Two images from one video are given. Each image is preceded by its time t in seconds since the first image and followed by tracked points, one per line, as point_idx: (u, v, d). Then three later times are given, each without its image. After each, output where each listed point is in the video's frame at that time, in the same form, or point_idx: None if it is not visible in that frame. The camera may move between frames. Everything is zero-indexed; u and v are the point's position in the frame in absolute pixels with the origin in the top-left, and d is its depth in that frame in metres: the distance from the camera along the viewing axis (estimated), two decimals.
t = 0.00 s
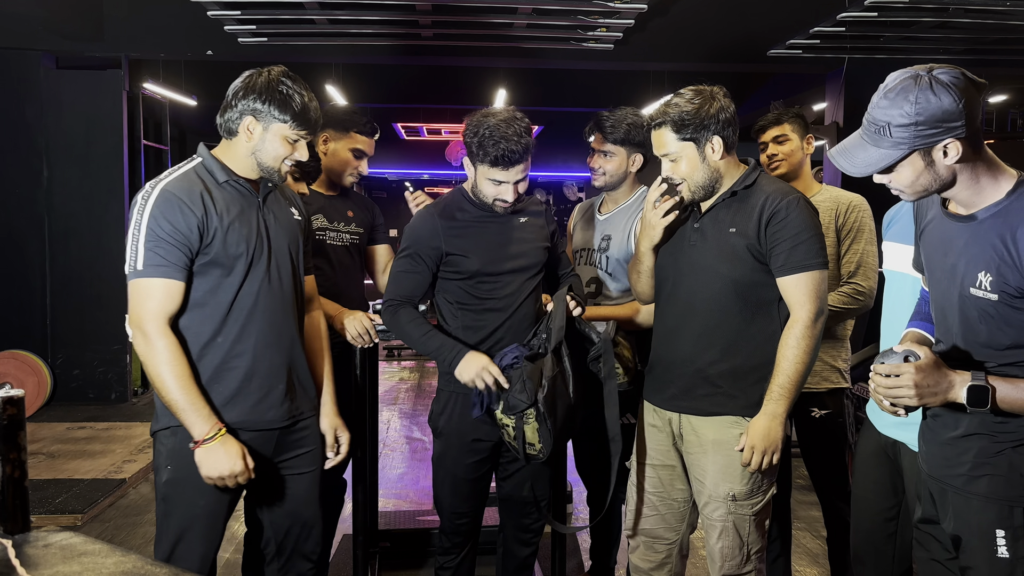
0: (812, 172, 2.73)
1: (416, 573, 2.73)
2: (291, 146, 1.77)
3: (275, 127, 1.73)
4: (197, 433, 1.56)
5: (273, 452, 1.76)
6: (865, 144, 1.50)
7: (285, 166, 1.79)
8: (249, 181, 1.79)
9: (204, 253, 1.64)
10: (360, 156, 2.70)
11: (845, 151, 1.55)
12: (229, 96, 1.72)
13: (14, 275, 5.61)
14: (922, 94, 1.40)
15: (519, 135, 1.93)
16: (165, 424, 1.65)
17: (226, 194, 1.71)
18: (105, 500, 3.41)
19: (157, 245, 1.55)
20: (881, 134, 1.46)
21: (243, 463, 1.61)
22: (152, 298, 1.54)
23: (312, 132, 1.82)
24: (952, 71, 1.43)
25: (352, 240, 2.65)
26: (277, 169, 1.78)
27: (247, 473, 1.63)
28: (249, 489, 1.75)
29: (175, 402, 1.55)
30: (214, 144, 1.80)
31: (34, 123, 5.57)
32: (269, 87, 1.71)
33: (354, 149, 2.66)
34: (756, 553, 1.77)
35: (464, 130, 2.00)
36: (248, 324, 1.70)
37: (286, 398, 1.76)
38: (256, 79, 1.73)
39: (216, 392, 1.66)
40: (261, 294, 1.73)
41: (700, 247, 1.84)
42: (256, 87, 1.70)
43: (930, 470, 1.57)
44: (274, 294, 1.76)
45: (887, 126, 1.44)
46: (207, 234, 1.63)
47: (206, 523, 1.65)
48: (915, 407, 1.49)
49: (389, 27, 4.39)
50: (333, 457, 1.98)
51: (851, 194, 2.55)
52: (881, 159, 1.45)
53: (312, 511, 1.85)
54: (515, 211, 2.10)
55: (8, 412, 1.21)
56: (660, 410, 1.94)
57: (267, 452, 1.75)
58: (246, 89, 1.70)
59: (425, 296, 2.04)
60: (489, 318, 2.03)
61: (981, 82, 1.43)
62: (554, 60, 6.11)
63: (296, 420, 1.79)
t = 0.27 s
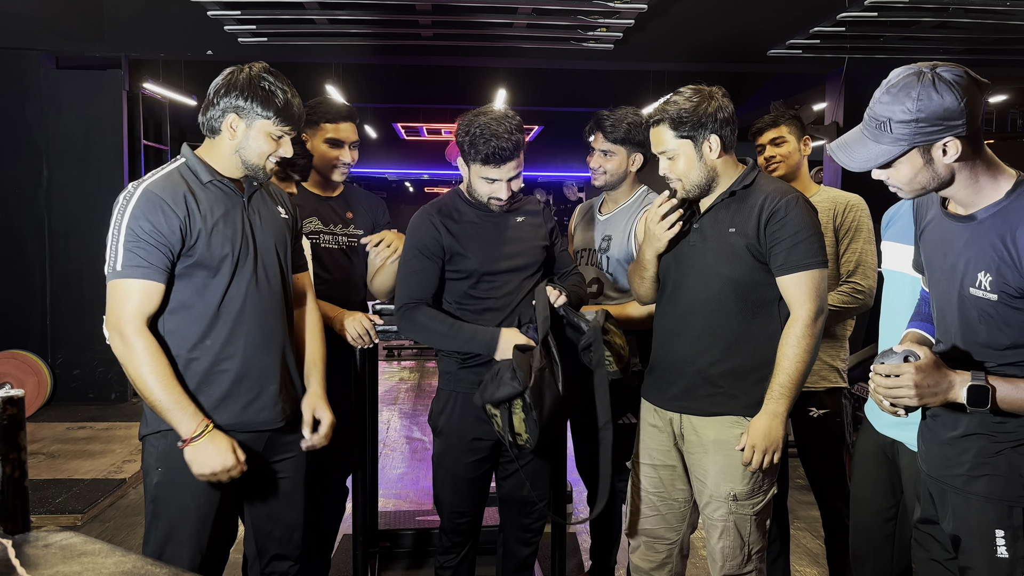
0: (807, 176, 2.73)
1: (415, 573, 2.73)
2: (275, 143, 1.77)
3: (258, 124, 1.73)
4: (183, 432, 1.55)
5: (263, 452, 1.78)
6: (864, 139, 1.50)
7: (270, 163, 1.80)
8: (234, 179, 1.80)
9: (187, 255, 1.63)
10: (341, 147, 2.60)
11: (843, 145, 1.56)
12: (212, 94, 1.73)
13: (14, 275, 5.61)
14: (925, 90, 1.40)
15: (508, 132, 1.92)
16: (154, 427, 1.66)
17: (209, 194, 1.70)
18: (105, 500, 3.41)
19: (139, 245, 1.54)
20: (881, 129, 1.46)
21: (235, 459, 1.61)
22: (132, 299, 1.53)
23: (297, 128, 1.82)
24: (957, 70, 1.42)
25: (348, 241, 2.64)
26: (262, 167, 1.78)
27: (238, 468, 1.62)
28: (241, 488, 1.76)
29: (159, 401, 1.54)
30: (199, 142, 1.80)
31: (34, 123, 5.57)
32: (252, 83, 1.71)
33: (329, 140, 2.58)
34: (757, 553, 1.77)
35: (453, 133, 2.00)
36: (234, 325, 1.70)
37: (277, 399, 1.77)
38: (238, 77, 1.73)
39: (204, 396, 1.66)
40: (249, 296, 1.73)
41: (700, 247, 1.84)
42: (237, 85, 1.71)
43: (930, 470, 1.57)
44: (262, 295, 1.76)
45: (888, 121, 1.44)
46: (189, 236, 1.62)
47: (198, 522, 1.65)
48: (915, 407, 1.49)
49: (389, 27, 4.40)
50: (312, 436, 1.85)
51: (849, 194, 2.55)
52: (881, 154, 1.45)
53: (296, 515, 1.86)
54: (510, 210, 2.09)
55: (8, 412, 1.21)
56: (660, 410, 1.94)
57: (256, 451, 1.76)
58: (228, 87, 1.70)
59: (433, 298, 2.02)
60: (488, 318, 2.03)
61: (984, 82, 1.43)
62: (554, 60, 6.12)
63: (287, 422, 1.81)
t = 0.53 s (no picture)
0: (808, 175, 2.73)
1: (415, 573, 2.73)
2: (264, 140, 1.77)
3: (246, 122, 1.73)
4: (263, 384, 1.61)
5: (264, 452, 1.77)
6: (864, 132, 1.50)
7: (260, 161, 1.80)
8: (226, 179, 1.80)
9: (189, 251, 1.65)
10: (337, 146, 2.60)
11: (844, 137, 1.56)
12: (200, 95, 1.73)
13: (14, 275, 5.61)
14: (929, 86, 1.39)
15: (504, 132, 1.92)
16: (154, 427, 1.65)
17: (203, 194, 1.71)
18: (104, 500, 3.41)
19: (153, 236, 1.55)
20: (881, 122, 1.46)
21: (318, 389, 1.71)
22: (163, 288, 1.52)
23: (285, 126, 1.82)
24: (963, 68, 1.42)
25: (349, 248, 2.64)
26: (252, 165, 1.79)
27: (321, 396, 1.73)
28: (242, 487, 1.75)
29: (226, 370, 1.55)
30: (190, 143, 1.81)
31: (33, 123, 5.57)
32: (240, 82, 1.72)
33: (323, 140, 2.58)
34: (757, 553, 1.77)
35: (452, 131, 1.99)
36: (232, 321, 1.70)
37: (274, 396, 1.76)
38: (225, 77, 1.73)
39: (200, 394, 1.65)
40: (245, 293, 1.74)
41: (701, 247, 1.84)
42: (224, 83, 1.71)
43: (929, 470, 1.57)
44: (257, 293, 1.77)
45: (888, 115, 1.44)
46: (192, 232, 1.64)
47: (200, 522, 1.65)
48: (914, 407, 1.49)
49: (390, 27, 4.40)
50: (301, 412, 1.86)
51: (847, 194, 2.54)
52: (878, 148, 1.46)
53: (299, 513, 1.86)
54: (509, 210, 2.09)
55: (8, 412, 1.21)
56: (660, 410, 1.94)
57: (258, 450, 1.75)
58: (214, 86, 1.71)
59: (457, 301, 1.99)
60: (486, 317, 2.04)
61: (988, 82, 1.43)
62: (554, 60, 6.12)
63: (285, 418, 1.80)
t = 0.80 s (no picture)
0: (807, 174, 2.75)
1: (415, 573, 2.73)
2: (261, 138, 1.77)
3: (243, 121, 1.73)
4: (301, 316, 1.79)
5: (264, 451, 1.76)
6: (865, 116, 1.51)
7: (258, 160, 1.80)
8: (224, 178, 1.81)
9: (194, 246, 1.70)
10: (341, 151, 2.57)
11: (846, 121, 1.57)
12: (197, 96, 1.74)
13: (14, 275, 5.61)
14: (934, 76, 1.40)
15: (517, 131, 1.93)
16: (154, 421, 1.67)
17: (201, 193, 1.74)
18: (105, 500, 3.41)
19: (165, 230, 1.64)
20: (881, 108, 1.47)
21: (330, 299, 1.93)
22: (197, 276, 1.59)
23: (283, 124, 1.82)
24: (970, 65, 1.42)
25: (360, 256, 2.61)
26: (250, 163, 1.79)
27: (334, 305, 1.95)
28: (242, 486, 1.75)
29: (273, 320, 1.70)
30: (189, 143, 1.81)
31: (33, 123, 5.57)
32: (236, 81, 1.72)
33: (327, 146, 2.57)
34: (756, 553, 1.77)
35: (462, 130, 2.00)
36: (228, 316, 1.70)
37: (270, 390, 1.75)
38: (220, 78, 1.74)
39: (196, 387, 1.66)
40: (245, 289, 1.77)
41: (700, 246, 1.84)
42: (220, 84, 1.71)
43: (927, 470, 1.57)
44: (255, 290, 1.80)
45: (889, 102, 1.45)
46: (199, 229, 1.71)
47: (198, 520, 1.65)
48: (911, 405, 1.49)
49: (390, 27, 4.40)
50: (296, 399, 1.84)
51: (847, 194, 2.54)
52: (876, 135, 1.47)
53: (301, 512, 1.85)
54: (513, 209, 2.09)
55: (8, 412, 1.21)
56: (660, 409, 1.94)
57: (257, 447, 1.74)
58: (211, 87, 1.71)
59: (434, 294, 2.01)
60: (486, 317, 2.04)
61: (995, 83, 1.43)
62: (554, 61, 6.12)
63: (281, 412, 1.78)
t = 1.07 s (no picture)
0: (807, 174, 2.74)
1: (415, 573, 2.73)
2: (261, 135, 1.77)
3: (242, 118, 1.73)
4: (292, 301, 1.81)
5: (264, 449, 1.76)
6: (868, 108, 1.51)
7: (260, 157, 1.80)
8: (225, 178, 1.81)
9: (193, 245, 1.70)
10: (339, 163, 2.55)
11: (850, 112, 1.57)
12: (196, 95, 1.73)
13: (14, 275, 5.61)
14: (938, 69, 1.40)
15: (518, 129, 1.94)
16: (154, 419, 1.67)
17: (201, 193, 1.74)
18: (104, 500, 3.41)
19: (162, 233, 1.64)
20: (884, 98, 1.47)
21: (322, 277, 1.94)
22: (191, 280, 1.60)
23: (281, 120, 1.82)
24: (975, 63, 1.42)
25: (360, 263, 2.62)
26: (251, 161, 1.79)
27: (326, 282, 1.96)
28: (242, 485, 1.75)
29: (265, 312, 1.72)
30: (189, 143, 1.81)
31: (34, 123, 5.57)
32: (234, 79, 1.72)
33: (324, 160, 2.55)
34: (756, 553, 1.77)
35: (459, 132, 2.01)
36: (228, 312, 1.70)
37: (269, 386, 1.75)
38: (216, 77, 1.73)
39: (195, 384, 1.66)
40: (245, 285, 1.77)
41: (699, 246, 1.84)
42: (218, 82, 1.71)
43: (924, 471, 1.57)
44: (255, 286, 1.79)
45: (892, 93, 1.45)
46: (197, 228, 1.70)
47: (198, 519, 1.65)
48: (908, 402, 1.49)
49: (390, 27, 4.40)
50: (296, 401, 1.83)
51: (847, 193, 2.54)
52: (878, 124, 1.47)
53: (302, 511, 1.85)
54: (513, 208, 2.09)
55: (8, 412, 1.21)
56: (661, 409, 1.93)
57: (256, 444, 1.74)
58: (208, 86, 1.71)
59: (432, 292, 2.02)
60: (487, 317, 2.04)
61: (998, 84, 1.43)
62: (554, 61, 6.12)
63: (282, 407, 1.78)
